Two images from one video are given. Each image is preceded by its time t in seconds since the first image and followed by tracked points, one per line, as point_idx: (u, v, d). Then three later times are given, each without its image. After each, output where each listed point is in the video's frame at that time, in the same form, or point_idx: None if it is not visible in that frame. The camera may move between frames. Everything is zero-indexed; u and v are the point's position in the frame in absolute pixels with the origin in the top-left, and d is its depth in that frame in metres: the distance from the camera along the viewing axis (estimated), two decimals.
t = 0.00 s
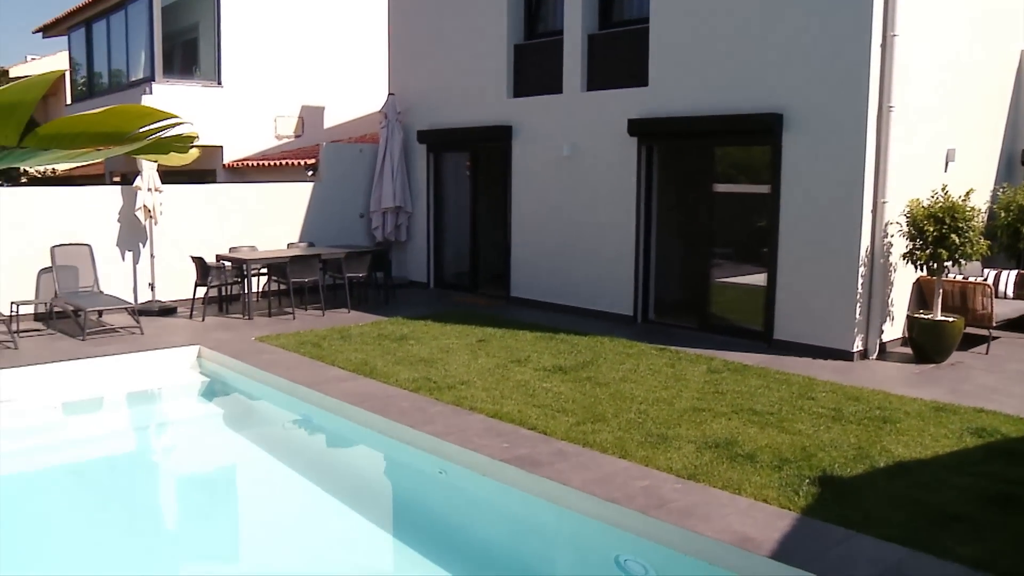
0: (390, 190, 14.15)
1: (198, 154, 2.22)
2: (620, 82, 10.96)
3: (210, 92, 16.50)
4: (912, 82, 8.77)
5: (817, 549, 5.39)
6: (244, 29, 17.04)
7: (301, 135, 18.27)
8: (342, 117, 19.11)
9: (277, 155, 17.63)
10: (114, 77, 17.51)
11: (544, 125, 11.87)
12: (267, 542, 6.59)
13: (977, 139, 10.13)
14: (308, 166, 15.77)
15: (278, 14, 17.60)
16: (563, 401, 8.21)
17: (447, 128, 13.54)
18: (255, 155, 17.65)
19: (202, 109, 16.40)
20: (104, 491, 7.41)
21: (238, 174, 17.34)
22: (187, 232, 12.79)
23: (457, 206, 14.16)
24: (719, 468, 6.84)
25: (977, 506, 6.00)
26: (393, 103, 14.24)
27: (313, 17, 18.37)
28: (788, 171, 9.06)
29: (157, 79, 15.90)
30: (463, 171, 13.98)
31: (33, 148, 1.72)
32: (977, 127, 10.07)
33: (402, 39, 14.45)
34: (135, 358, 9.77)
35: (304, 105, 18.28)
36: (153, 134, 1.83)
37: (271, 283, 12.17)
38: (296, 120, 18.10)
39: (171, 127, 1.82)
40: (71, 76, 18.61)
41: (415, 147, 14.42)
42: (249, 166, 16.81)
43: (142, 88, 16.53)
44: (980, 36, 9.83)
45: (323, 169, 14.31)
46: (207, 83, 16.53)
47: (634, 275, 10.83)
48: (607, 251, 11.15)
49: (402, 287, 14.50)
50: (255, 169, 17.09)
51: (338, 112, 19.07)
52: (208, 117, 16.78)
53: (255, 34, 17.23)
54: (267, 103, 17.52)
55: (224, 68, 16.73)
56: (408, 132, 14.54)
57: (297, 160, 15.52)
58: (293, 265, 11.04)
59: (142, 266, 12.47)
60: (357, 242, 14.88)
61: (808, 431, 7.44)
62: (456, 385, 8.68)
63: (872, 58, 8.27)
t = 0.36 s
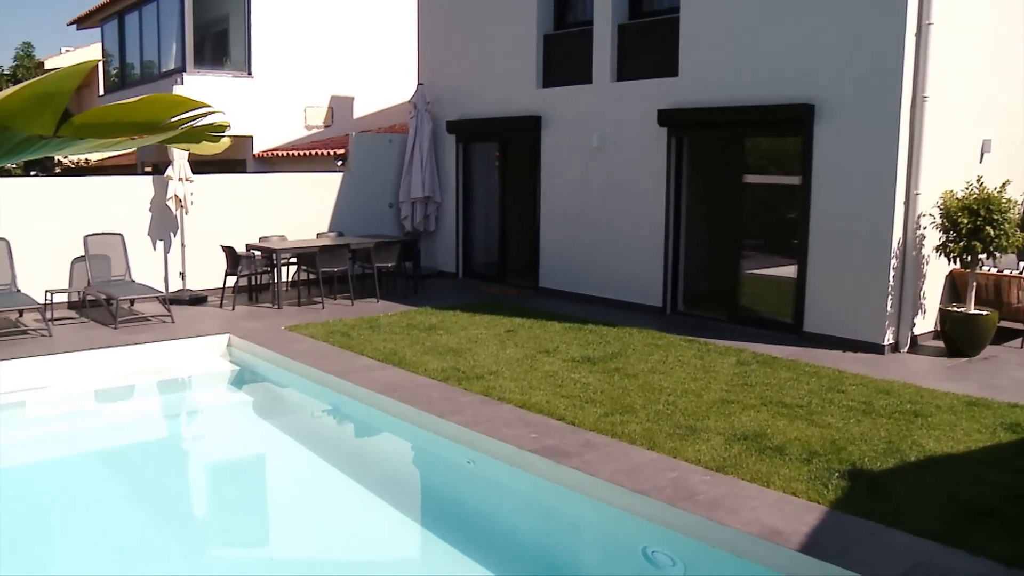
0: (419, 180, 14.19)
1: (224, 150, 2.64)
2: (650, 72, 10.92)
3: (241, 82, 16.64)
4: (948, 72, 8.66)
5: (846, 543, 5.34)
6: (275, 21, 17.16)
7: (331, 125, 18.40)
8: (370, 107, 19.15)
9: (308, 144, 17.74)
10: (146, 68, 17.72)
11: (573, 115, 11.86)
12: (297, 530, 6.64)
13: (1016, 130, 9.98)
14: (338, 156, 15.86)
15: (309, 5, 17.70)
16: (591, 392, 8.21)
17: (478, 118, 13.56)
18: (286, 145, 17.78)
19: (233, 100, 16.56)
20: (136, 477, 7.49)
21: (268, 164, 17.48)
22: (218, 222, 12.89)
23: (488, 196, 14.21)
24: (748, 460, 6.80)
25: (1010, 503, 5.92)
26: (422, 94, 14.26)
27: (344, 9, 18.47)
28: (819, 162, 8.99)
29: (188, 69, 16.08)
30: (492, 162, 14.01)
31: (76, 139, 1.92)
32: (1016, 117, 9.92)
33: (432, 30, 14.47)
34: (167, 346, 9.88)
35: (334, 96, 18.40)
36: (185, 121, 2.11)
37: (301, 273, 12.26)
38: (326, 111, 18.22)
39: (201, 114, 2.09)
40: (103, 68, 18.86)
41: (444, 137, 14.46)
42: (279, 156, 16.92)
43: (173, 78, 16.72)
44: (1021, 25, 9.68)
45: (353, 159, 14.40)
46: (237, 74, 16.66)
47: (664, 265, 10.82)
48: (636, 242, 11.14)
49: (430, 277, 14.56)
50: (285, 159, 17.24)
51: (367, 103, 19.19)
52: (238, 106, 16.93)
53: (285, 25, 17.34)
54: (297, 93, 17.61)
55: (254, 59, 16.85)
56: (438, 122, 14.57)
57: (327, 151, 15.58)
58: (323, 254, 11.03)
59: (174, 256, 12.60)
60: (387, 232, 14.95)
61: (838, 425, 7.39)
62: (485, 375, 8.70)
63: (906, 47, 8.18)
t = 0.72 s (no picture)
0: (446, 170, 14.20)
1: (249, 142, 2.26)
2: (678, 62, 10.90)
3: (268, 72, 16.74)
4: (982, 62, 8.56)
5: (874, 538, 5.29)
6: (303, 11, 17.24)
7: (358, 115, 18.52)
8: (396, 98, 19.19)
9: (334, 134, 17.81)
10: (175, 58, 17.88)
11: (601, 105, 11.83)
12: (322, 518, 6.68)
13: None
14: (364, 146, 15.92)
15: None
16: (617, 383, 8.20)
17: (504, 108, 13.54)
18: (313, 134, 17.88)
19: (262, 89, 16.70)
20: (164, 464, 7.56)
21: (295, 153, 17.60)
22: (245, 211, 12.99)
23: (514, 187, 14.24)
24: (775, 452, 6.76)
25: None
26: (449, 83, 14.24)
27: None
28: (849, 152, 8.92)
29: (216, 59, 16.21)
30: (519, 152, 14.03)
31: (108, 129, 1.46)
32: None
33: (458, 19, 14.45)
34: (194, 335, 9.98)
35: (361, 86, 18.52)
36: (217, 111, 1.64)
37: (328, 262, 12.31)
38: (353, 100, 18.34)
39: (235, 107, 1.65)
40: (133, 59, 19.06)
41: (471, 126, 14.46)
42: (306, 146, 17.01)
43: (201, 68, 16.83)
44: None
45: (379, 148, 14.43)
46: (265, 63, 16.76)
47: (691, 256, 10.79)
48: (663, 233, 11.12)
49: (457, 267, 14.62)
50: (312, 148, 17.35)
51: (393, 93, 19.23)
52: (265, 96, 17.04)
53: (313, 15, 17.42)
54: (324, 83, 17.69)
55: (282, 48, 16.94)
56: (465, 112, 14.58)
57: (354, 140, 15.64)
58: (350, 244, 11.07)
59: (202, 245, 12.72)
60: (413, 222, 15.01)
61: (865, 418, 7.33)
62: (511, 365, 8.70)
63: (939, 36, 8.08)
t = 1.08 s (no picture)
0: (472, 161, 14.19)
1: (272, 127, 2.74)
2: (707, 53, 10.88)
3: (296, 63, 16.86)
4: (1016, 52, 8.45)
5: (901, 533, 5.26)
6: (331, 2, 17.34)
7: (385, 106, 18.53)
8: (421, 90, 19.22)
9: (360, 126, 17.89)
10: (203, 50, 18.02)
11: (627, 97, 11.82)
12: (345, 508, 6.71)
13: None
14: (391, 138, 15.99)
15: None
16: (643, 375, 8.19)
17: (531, 100, 13.53)
18: (339, 125, 17.91)
19: (289, 80, 16.84)
20: (190, 453, 7.63)
21: (322, 145, 17.71)
22: (271, 202, 13.07)
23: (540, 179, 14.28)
24: (801, 446, 6.72)
25: None
26: (475, 75, 14.22)
27: None
28: (878, 144, 8.86)
29: (244, 51, 16.32)
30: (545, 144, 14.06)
31: (142, 117, 1.96)
32: None
33: (484, 11, 14.45)
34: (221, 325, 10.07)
35: (388, 77, 18.56)
36: (244, 101, 2.15)
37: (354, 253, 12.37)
38: (380, 91, 18.38)
39: (262, 96, 2.14)
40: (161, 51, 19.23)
41: (497, 118, 14.47)
42: (333, 137, 17.11)
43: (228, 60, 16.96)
44: None
45: (406, 139, 14.49)
46: (292, 55, 16.86)
47: (717, 248, 10.73)
48: (689, 226, 11.10)
49: (484, 258, 14.67)
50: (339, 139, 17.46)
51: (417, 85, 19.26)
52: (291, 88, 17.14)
53: (341, 7, 17.52)
54: (349, 75, 17.76)
55: (309, 40, 17.02)
56: (491, 104, 14.59)
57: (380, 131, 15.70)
58: (376, 235, 11.11)
59: (229, 235, 12.84)
60: (440, 213, 15.06)
61: (893, 412, 7.27)
62: (537, 357, 8.70)
63: (972, 26, 8.00)
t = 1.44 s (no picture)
0: (501, 155, 14.22)
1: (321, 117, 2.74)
2: (738, 46, 10.84)
3: (325, 57, 16.99)
4: None
5: (932, 531, 5.20)
6: None
7: (414, 100, 18.73)
8: (448, 84, 19.27)
9: (388, 120, 17.97)
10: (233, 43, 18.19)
11: (657, 91, 11.80)
12: (372, 500, 6.73)
13: None
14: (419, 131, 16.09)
15: None
16: (671, 370, 8.18)
17: (559, 93, 13.53)
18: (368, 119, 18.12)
19: (318, 74, 16.98)
20: (220, 444, 7.69)
21: (351, 138, 17.82)
22: (301, 195, 13.20)
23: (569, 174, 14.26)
24: (830, 443, 6.67)
25: None
26: (505, 69, 14.19)
27: None
28: (911, 139, 8.79)
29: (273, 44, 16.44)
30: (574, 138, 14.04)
31: (172, 107, 1.85)
32: None
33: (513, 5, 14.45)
34: (251, 317, 10.15)
35: (417, 71, 18.71)
36: (282, 94, 2.11)
37: (382, 247, 12.43)
38: (408, 85, 18.56)
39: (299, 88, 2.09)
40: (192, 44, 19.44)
41: (526, 112, 14.47)
42: (362, 130, 17.28)
43: (259, 55, 17.04)
44: None
45: (435, 133, 14.56)
46: (322, 49, 16.96)
47: (746, 242, 10.76)
48: (718, 220, 11.09)
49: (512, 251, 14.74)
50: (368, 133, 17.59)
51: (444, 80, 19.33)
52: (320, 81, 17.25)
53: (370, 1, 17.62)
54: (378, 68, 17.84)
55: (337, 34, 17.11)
56: (520, 97, 14.58)
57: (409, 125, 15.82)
58: (405, 228, 11.17)
59: (259, 228, 12.96)
60: (468, 207, 15.12)
61: (924, 410, 7.19)
62: (565, 351, 8.71)
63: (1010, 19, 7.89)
